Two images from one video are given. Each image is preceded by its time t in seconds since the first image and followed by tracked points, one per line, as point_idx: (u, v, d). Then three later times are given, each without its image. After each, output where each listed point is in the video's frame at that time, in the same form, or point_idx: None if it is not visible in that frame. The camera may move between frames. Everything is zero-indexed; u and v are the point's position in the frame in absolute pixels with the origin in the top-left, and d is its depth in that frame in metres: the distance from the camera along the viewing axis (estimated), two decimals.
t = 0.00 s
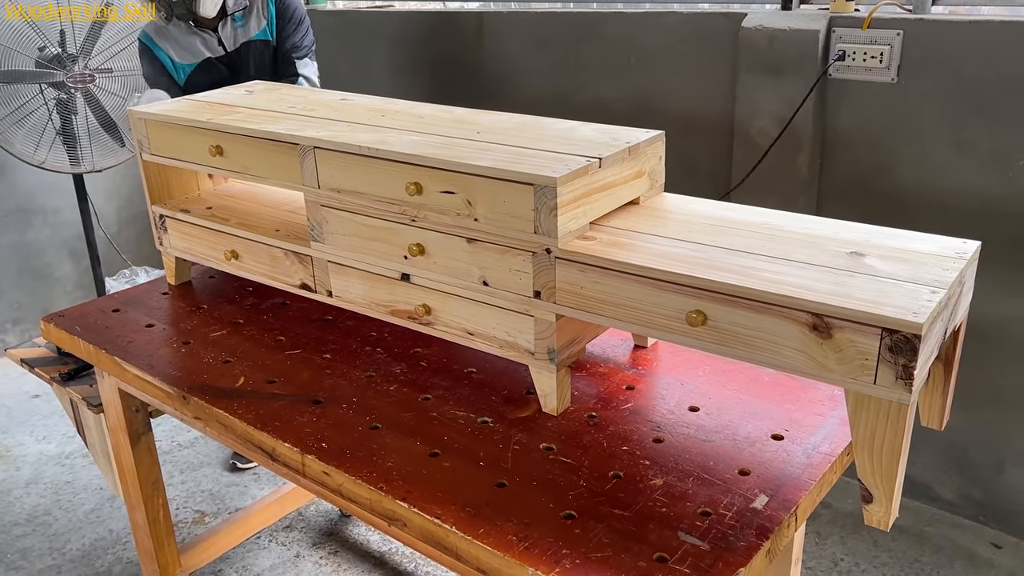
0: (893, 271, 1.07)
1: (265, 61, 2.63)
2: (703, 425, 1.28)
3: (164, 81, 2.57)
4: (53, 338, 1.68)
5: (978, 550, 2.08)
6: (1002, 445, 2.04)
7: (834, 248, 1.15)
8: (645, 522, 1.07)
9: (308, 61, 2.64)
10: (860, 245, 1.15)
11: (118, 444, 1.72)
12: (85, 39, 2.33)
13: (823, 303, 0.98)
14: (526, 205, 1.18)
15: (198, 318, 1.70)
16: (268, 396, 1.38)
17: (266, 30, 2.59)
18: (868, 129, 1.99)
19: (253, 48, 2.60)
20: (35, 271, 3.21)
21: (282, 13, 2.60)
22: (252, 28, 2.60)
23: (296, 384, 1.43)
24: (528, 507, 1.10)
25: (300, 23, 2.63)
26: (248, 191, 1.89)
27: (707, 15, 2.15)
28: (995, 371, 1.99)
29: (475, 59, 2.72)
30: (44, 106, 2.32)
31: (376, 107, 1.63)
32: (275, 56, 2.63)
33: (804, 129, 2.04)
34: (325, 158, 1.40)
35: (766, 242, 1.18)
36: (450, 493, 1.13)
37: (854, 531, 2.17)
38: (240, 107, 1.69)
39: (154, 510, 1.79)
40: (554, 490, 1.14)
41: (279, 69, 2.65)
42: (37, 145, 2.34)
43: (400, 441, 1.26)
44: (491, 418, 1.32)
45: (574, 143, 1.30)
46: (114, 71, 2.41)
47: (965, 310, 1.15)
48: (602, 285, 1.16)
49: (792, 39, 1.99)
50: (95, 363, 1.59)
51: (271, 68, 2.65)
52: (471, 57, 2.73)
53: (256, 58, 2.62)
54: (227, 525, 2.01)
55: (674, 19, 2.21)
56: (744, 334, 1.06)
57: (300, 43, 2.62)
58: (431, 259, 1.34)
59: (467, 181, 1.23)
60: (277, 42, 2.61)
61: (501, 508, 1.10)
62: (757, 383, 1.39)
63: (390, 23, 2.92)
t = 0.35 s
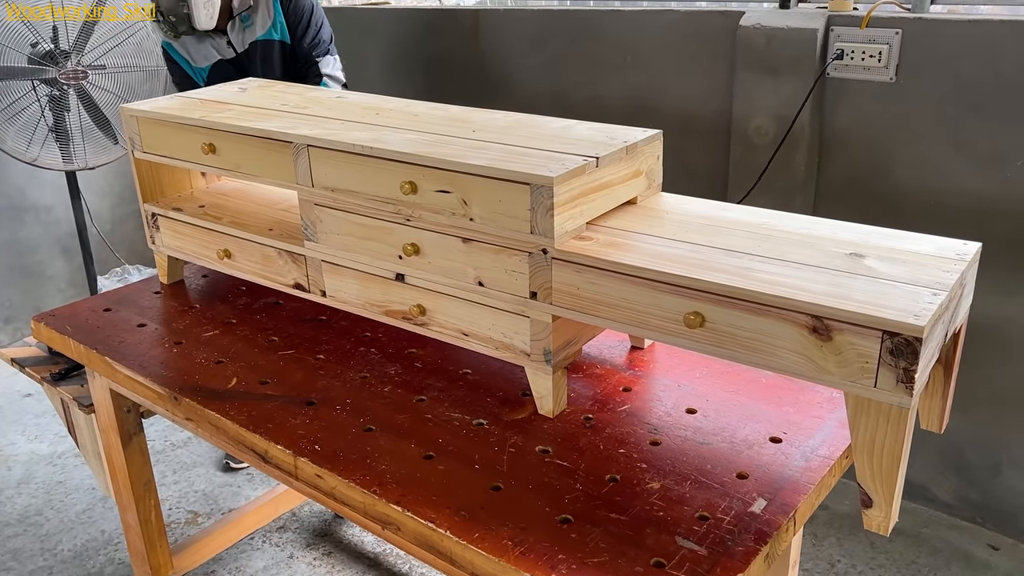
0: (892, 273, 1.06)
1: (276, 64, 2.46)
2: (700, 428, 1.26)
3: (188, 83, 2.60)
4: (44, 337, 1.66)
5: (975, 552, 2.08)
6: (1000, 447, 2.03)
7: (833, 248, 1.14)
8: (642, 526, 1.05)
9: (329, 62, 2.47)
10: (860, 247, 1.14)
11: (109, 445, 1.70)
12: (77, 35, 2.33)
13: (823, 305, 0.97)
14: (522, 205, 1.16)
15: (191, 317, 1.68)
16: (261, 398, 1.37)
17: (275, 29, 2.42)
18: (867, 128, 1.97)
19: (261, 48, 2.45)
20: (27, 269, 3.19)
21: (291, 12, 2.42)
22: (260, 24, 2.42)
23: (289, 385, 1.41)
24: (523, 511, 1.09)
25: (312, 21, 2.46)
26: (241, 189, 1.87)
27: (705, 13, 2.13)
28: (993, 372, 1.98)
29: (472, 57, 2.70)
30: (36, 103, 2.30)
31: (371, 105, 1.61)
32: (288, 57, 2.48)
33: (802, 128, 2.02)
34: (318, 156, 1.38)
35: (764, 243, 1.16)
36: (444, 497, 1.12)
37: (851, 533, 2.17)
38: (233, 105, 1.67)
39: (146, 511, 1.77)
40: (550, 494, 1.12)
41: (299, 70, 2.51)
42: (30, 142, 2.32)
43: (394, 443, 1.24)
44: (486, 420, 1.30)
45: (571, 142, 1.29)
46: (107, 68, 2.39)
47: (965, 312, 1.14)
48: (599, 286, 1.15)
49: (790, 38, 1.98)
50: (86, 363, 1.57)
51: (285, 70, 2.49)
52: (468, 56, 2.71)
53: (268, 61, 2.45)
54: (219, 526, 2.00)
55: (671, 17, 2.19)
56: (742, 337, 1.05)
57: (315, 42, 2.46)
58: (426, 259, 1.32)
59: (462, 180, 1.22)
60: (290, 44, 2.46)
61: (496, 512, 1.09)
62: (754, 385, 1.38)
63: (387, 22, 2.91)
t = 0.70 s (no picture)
0: (886, 269, 1.07)
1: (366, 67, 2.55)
2: (697, 424, 1.28)
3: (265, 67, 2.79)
4: (46, 337, 1.67)
5: (973, 548, 2.09)
6: (996, 443, 2.05)
7: (828, 245, 1.15)
8: (640, 521, 1.07)
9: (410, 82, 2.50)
10: (855, 244, 1.15)
11: (111, 444, 1.71)
12: (77, 37, 2.34)
13: (817, 301, 0.98)
14: (521, 203, 1.18)
15: (192, 317, 1.69)
16: (262, 396, 1.38)
17: (352, 34, 2.49)
18: (863, 127, 1.98)
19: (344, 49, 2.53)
20: (27, 270, 3.20)
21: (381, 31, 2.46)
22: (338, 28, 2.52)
23: (290, 383, 1.42)
24: (522, 506, 1.10)
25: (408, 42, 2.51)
26: (241, 189, 1.88)
27: (702, 13, 2.14)
28: (989, 369, 1.99)
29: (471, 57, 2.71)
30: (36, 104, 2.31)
31: (370, 105, 1.62)
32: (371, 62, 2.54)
33: (799, 127, 2.04)
34: (318, 156, 1.39)
35: (759, 240, 1.18)
36: (444, 493, 1.13)
37: (849, 529, 2.18)
38: (233, 106, 1.68)
39: (147, 509, 1.78)
40: (548, 489, 1.14)
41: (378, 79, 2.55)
42: (29, 143, 2.34)
43: (394, 440, 1.25)
44: (485, 417, 1.31)
45: (568, 142, 1.30)
46: (107, 69, 2.42)
47: (959, 308, 1.15)
48: (596, 283, 1.16)
49: (787, 38, 1.99)
50: (88, 362, 1.58)
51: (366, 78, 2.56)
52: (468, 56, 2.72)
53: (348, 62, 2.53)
54: (220, 525, 2.01)
55: (669, 17, 2.21)
56: (738, 332, 1.06)
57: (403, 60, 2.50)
58: (425, 257, 1.33)
59: (461, 179, 1.23)
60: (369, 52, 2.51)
61: (495, 507, 1.10)
62: (751, 381, 1.39)
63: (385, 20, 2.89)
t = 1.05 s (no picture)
0: (875, 270, 1.08)
1: (484, 68, 2.09)
2: (690, 424, 1.29)
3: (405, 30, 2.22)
4: (43, 343, 1.68)
5: (968, 547, 2.10)
6: (991, 442, 2.06)
7: (818, 247, 1.16)
8: (634, 521, 1.08)
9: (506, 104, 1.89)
10: (844, 245, 1.17)
11: (109, 449, 1.71)
12: (73, 44, 2.35)
13: (806, 302, 0.99)
14: (514, 207, 1.19)
15: (189, 322, 1.70)
16: (258, 400, 1.39)
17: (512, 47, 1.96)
18: (855, 129, 2.00)
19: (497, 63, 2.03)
20: (24, 276, 3.21)
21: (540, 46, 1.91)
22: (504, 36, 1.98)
23: (286, 387, 1.43)
24: (517, 507, 1.11)
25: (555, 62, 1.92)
26: (237, 195, 1.89)
27: (695, 17, 2.16)
28: (983, 369, 2.00)
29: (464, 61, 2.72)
30: (33, 111, 2.31)
31: (365, 110, 1.63)
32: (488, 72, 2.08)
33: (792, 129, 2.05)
34: (313, 162, 1.40)
35: (750, 242, 1.19)
36: (439, 494, 1.14)
37: (845, 529, 2.19)
38: (229, 111, 1.69)
39: (146, 514, 1.79)
40: (543, 490, 1.15)
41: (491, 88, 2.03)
42: (27, 150, 2.32)
43: (390, 442, 1.26)
44: (480, 419, 1.32)
45: (561, 145, 1.31)
46: (104, 75, 2.43)
47: (948, 307, 1.17)
48: (589, 286, 1.17)
49: (778, 40, 2.00)
50: (86, 368, 1.59)
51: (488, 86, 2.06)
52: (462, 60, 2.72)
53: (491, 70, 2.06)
54: (218, 529, 2.02)
55: (661, 21, 2.22)
56: (729, 333, 1.07)
57: (540, 84, 1.92)
58: (420, 261, 1.34)
59: (455, 183, 1.24)
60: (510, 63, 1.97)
61: (490, 508, 1.11)
62: (745, 382, 1.40)
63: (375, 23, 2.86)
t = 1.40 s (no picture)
0: (876, 273, 1.07)
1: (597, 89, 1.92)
2: (690, 428, 1.28)
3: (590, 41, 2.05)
4: (39, 345, 1.67)
5: (967, 550, 2.09)
6: (990, 445, 2.05)
7: (819, 250, 1.16)
8: (633, 526, 1.07)
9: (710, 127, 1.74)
10: (845, 248, 1.16)
11: (105, 452, 1.70)
12: (69, 45, 2.34)
13: (808, 306, 0.99)
14: (513, 209, 1.18)
15: (185, 324, 1.69)
16: (255, 403, 1.38)
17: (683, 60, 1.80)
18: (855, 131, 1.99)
19: (663, 75, 1.82)
20: (21, 277, 3.19)
21: (716, 51, 1.76)
22: (676, 47, 1.79)
23: (283, 390, 1.42)
24: (516, 513, 1.10)
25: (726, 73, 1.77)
26: (234, 197, 1.88)
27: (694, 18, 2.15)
28: (983, 372, 1.99)
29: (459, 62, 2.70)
30: (29, 112, 2.30)
31: (363, 112, 1.62)
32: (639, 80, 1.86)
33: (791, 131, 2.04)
34: (311, 163, 1.39)
35: (750, 245, 1.18)
36: (437, 499, 1.13)
37: (844, 532, 2.18)
38: (226, 113, 1.68)
39: (141, 517, 1.77)
40: (541, 495, 1.14)
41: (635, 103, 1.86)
42: (22, 150, 2.30)
43: (387, 446, 1.25)
44: (478, 423, 1.31)
45: (560, 148, 1.31)
46: (100, 76, 2.43)
47: (950, 311, 1.16)
48: (589, 289, 1.16)
49: (777, 42, 2.00)
50: (81, 371, 1.58)
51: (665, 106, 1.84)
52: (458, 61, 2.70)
53: (658, 89, 1.84)
54: (214, 532, 2.00)
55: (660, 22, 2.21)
56: (729, 337, 1.06)
57: (703, 98, 1.76)
58: (418, 263, 1.33)
59: (453, 185, 1.23)
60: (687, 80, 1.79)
61: (488, 513, 1.10)
62: (745, 386, 1.39)
63: (372, 24, 2.85)
